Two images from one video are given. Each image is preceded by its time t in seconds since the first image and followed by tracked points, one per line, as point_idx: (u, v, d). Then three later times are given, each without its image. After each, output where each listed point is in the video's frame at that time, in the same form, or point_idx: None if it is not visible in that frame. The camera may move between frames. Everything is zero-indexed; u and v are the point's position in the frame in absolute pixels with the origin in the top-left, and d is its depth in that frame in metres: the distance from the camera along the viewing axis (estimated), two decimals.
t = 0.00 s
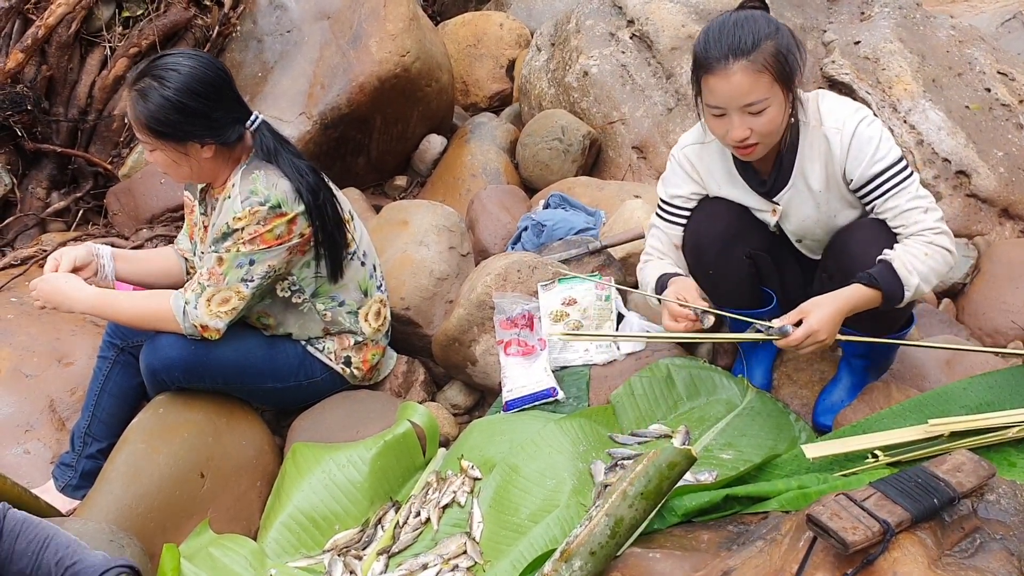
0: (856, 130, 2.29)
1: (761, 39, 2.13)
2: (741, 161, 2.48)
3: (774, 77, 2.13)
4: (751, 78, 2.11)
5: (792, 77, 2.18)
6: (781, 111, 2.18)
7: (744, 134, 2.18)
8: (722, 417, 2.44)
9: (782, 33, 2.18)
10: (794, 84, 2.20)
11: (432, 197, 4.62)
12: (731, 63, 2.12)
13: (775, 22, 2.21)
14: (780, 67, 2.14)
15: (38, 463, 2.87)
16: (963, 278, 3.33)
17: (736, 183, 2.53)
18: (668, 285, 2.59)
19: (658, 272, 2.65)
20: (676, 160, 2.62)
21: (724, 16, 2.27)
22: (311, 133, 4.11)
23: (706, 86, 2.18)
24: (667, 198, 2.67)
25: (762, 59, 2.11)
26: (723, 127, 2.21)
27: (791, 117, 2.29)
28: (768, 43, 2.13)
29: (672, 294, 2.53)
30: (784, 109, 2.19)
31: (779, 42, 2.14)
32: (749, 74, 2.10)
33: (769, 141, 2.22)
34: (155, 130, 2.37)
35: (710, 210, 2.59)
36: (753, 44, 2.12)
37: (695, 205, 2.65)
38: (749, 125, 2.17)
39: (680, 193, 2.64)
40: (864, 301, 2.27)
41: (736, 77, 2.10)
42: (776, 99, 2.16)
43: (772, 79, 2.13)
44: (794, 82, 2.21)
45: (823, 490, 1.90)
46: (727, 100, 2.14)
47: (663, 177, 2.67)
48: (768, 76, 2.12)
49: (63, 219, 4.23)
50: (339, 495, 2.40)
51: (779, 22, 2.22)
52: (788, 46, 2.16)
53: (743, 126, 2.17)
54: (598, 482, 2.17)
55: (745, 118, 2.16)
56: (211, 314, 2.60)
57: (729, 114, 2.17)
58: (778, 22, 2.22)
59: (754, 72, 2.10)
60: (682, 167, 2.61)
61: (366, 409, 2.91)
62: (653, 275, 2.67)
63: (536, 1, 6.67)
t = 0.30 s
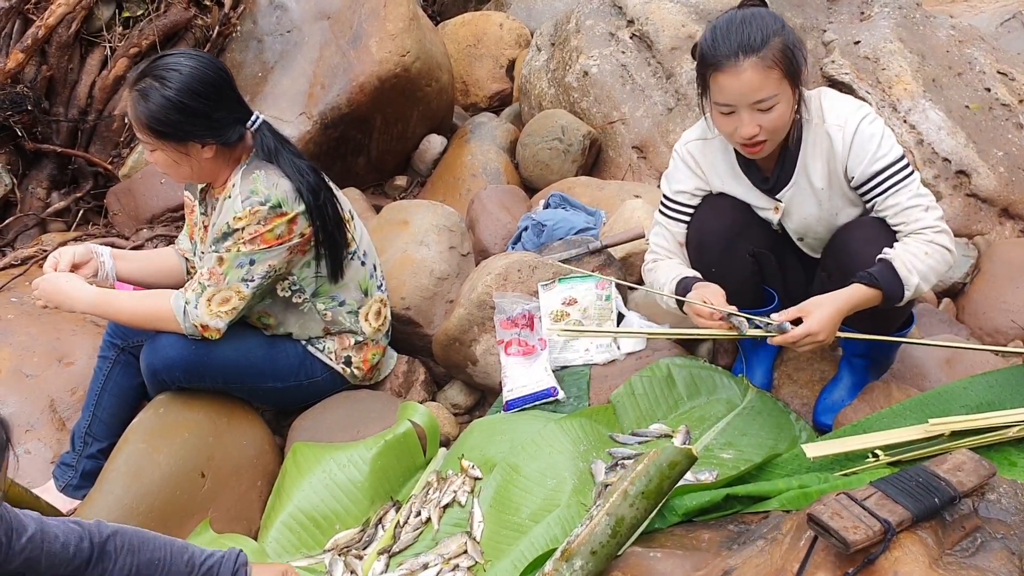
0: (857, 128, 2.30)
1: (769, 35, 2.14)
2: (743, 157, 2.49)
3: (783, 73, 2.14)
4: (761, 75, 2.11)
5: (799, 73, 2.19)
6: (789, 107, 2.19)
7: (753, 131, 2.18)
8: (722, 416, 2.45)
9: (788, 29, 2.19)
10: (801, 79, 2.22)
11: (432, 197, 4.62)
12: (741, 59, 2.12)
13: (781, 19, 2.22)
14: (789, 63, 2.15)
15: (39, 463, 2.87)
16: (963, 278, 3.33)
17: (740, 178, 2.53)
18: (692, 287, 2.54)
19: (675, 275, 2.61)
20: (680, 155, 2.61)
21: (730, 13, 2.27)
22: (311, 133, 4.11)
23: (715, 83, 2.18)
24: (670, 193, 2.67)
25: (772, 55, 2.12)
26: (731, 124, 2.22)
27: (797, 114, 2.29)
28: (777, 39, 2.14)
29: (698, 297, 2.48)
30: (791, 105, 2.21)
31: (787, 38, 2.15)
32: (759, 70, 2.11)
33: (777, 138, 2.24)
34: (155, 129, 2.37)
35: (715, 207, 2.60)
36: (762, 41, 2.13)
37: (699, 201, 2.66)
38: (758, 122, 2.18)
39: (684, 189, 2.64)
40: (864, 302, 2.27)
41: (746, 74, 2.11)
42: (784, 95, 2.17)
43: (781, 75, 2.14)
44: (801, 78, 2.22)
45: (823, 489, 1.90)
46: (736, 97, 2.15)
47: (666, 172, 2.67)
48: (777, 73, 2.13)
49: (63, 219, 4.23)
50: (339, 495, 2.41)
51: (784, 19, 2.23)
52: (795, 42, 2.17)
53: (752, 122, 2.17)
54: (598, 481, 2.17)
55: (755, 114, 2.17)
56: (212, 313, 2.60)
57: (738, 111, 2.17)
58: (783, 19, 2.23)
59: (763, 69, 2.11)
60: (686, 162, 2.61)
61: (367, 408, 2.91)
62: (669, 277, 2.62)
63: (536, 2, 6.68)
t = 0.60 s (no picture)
0: (858, 126, 2.30)
1: (774, 32, 2.14)
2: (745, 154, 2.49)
3: (788, 70, 2.15)
4: (766, 71, 2.12)
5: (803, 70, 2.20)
6: (794, 104, 2.20)
7: (758, 128, 2.19)
8: (723, 415, 2.45)
9: (792, 26, 2.20)
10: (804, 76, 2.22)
11: (432, 197, 4.62)
12: (747, 56, 2.12)
13: (785, 16, 2.23)
14: (794, 60, 2.16)
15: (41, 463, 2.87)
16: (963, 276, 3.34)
17: (741, 176, 2.54)
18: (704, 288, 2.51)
19: (687, 275, 2.59)
20: (682, 152, 2.62)
21: (734, 11, 2.28)
22: (312, 133, 4.11)
23: (720, 80, 2.18)
24: (672, 191, 2.67)
25: (777, 52, 2.12)
26: (736, 121, 2.22)
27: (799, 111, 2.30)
28: (781, 36, 2.15)
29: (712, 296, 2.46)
30: (795, 102, 2.21)
31: (791, 35, 2.16)
32: (765, 67, 2.11)
33: (780, 135, 2.24)
34: (159, 129, 2.37)
35: (715, 204, 2.60)
36: (767, 37, 2.13)
37: (700, 199, 2.66)
38: (763, 119, 2.18)
39: (685, 186, 2.64)
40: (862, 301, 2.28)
41: (752, 70, 2.11)
42: (789, 92, 2.17)
43: (786, 72, 2.14)
44: (805, 75, 2.23)
45: (825, 487, 1.90)
46: (742, 95, 2.15)
47: (668, 169, 2.67)
48: (782, 70, 2.13)
49: (64, 219, 4.23)
50: (341, 493, 2.41)
51: (787, 16, 2.24)
52: (799, 39, 2.18)
53: (757, 119, 2.18)
54: (599, 480, 2.18)
55: (759, 112, 2.17)
56: (214, 312, 2.61)
57: (743, 108, 2.18)
58: (786, 16, 2.24)
59: (769, 65, 2.12)
60: (687, 159, 2.62)
61: (368, 407, 2.91)
62: (679, 278, 2.60)
63: (536, 1, 6.68)
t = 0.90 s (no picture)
0: (857, 125, 2.31)
1: (774, 33, 2.14)
2: (744, 153, 2.49)
3: (789, 70, 2.15)
4: (768, 72, 2.12)
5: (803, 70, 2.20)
6: (795, 104, 2.20)
7: (759, 128, 2.19)
8: (723, 415, 2.45)
9: (792, 27, 2.20)
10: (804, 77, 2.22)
11: (432, 197, 4.62)
12: (748, 57, 2.12)
13: (785, 16, 2.23)
14: (795, 60, 2.16)
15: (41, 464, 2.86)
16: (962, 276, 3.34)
17: (740, 175, 2.54)
18: (706, 289, 2.52)
19: (687, 276, 2.60)
20: (680, 152, 2.62)
21: (735, 11, 2.28)
22: (312, 133, 4.11)
23: (721, 81, 2.18)
24: (671, 190, 2.67)
25: (778, 52, 2.12)
26: (736, 122, 2.22)
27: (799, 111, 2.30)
28: (782, 36, 2.15)
29: (715, 298, 2.46)
30: (796, 102, 2.21)
31: (791, 35, 2.16)
32: (767, 67, 2.11)
33: (781, 135, 2.24)
34: (158, 130, 2.37)
35: (714, 204, 2.60)
36: (768, 38, 2.13)
37: (699, 198, 2.66)
38: (765, 119, 2.18)
39: (684, 185, 2.64)
40: (862, 301, 2.28)
41: (754, 71, 2.11)
42: (790, 93, 2.17)
43: (788, 72, 2.14)
44: (805, 75, 2.23)
45: (826, 486, 1.90)
46: (743, 96, 2.15)
47: (667, 169, 2.67)
48: (783, 70, 2.13)
49: (63, 220, 4.23)
50: (341, 494, 2.41)
51: (787, 17, 2.24)
52: (800, 39, 2.18)
53: (758, 120, 2.18)
54: (600, 479, 2.18)
55: (761, 112, 2.17)
56: (214, 312, 2.60)
57: (744, 109, 2.18)
58: (785, 16, 2.25)
59: (770, 66, 2.12)
60: (686, 158, 2.62)
61: (368, 407, 2.91)
62: (679, 277, 2.61)
63: (536, 2, 6.69)
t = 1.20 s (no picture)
0: (858, 124, 2.30)
1: (775, 33, 2.14)
2: (745, 151, 2.49)
3: (790, 71, 2.15)
4: (769, 73, 2.12)
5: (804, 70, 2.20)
6: (796, 104, 2.20)
7: (760, 128, 2.19)
8: (726, 414, 2.45)
9: (793, 27, 2.20)
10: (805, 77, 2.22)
11: (433, 196, 4.62)
12: (749, 57, 2.12)
13: (786, 17, 2.23)
14: (795, 61, 2.16)
15: (43, 463, 2.86)
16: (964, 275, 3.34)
17: (742, 174, 2.54)
18: (707, 287, 2.52)
19: (689, 274, 2.60)
20: (682, 150, 2.62)
21: (736, 11, 2.27)
22: (313, 132, 4.11)
23: (722, 81, 2.18)
24: (673, 189, 2.67)
25: (779, 53, 2.12)
26: (737, 122, 2.22)
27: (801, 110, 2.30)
28: (783, 37, 2.14)
29: (716, 296, 2.45)
30: (797, 102, 2.21)
31: (792, 36, 2.15)
32: (767, 68, 2.11)
33: (782, 135, 2.24)
34: (160, 130, 2.37)
35: (716, 202, 2.60)
36: (769, 38, 2.13)
37: (701, 197, 2.65)
38: (765, 119, 2.18)
39: (686, 184, 2.64)
40: (862, 300, 2.28)
41: (754, 72, 2.11)
42: (791, 93, 2.17)
43: (788, 73, 2.14)
44: (806, 75, 2.23)
45: (829, 485, 1.90)
46: (744, 96, 2.15)
47: (668, 168, 2.67)
48: (784, 70, 2.13)
49: (64, 219, 4.23)
50: (343, 493, 2.41)
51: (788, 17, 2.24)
52: (801, 40, 2.17)
53: (759, 120, 2.18)
54: (603, 479, 2.18)
55: (762, 112, 2.17)
56: (216, 312, 2.60)
57: (746, 109, 2.18)
58: (787, 17, 2.24)
59: (771, 67, 2.12)
60: (687, 156, 2.61)
61: (370, 406, 2.91)
62: (681, 274, 2.61)
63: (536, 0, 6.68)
